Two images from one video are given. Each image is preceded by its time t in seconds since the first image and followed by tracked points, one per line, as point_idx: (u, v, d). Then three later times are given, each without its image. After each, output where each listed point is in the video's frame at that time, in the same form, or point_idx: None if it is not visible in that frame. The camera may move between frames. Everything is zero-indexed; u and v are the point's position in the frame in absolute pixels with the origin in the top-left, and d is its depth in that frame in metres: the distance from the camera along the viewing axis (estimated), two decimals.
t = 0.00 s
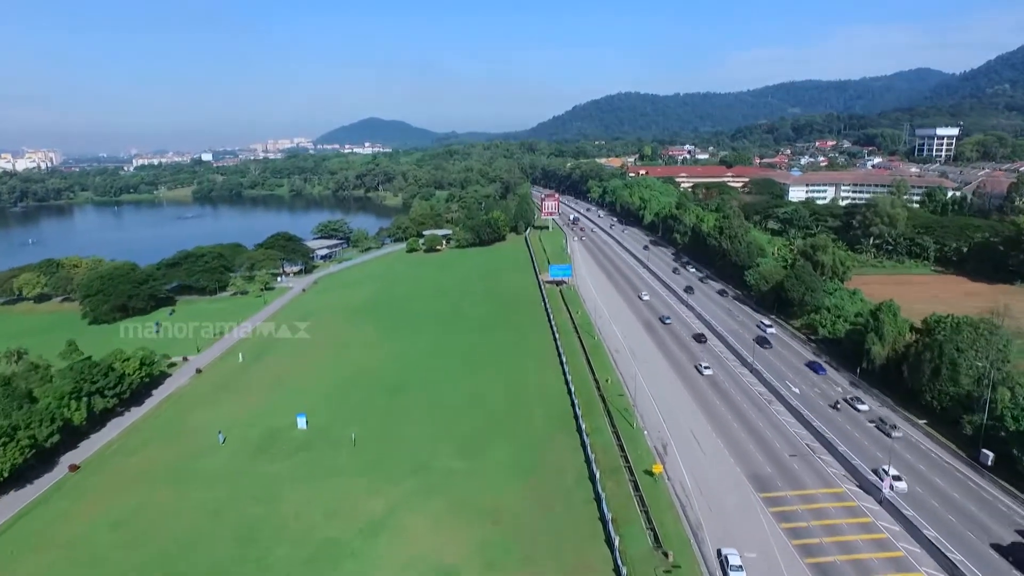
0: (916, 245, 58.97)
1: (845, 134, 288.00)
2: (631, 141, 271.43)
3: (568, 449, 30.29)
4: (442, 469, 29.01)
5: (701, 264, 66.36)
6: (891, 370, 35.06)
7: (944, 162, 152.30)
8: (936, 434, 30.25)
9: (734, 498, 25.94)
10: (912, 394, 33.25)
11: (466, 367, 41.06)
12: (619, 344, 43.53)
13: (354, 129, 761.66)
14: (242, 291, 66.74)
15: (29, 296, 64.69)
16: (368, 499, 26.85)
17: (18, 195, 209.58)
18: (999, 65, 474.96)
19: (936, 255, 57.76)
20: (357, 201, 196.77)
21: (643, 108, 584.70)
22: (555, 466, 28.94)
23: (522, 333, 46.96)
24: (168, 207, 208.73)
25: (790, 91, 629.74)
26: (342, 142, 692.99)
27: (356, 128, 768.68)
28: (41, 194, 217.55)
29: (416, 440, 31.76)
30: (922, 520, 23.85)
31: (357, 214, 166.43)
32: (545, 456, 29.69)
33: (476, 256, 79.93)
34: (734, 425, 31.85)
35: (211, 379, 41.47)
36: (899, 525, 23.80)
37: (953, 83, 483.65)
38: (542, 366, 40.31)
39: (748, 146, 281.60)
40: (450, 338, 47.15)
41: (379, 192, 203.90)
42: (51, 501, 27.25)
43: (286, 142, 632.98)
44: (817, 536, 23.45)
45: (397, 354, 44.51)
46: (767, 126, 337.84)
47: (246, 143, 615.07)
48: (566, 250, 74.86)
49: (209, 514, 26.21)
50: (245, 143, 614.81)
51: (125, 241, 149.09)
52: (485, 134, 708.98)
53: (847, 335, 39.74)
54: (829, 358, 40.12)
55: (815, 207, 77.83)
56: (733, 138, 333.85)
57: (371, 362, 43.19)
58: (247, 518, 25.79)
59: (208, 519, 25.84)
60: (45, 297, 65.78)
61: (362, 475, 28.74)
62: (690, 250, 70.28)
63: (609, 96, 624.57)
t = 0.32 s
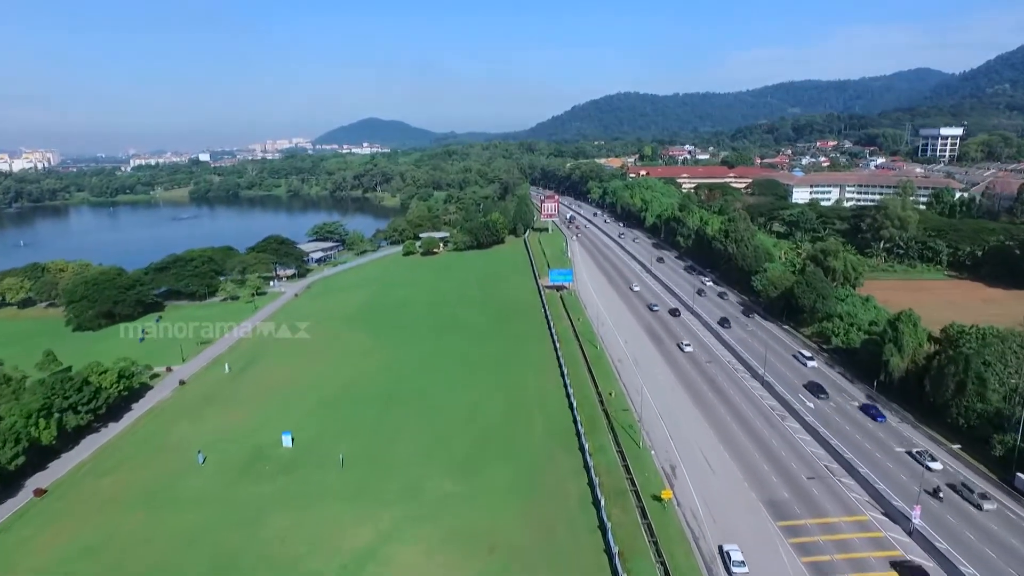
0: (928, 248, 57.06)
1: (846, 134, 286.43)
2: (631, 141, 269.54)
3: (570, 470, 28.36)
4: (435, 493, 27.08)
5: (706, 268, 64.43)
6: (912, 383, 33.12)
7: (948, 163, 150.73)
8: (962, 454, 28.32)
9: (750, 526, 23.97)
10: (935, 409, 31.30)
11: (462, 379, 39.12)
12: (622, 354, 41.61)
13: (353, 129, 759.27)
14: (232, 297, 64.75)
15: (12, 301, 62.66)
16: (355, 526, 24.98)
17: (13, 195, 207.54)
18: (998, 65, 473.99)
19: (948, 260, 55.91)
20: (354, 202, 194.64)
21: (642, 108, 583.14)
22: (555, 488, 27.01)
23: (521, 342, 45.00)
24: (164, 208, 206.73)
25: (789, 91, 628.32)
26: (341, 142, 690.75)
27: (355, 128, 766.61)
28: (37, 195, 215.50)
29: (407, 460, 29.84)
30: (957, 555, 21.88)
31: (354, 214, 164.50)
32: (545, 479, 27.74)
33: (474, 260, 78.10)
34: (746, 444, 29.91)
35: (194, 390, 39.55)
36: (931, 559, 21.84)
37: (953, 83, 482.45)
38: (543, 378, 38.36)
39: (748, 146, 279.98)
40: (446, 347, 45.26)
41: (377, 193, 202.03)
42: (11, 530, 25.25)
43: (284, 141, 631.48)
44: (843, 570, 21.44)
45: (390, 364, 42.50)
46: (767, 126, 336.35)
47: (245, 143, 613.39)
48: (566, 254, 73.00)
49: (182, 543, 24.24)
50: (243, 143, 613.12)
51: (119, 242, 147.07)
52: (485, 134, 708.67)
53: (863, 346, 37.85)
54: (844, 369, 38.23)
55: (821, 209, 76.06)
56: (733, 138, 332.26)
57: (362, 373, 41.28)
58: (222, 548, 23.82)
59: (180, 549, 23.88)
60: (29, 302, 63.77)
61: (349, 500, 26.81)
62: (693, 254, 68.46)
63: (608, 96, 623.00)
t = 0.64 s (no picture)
0: (940, 251, 55.12)
1: (847, 134, 284.80)
2: (630, 141, 267.42)
3: (571, 495, 26.41)
4: (427, 521, 25.12)
5: (711, 272, 62.47)
6: (935, 397, 31.13)
7: (952, 163, 148.95)
8: (995, 477, 26.33)
9: (769, 560, 21.99)
10: (962, 427, 29.34)
11: (458, 392, 37.20)
12: (627, 364, 39.67)
13: (352, 129, 756.94)
14: (222, 302, 62.78)
15: None
16: (340, 558, 23.04)
17: (7, 196, 205.27)
18: (998, 64, 472.73)
19: (963, 264, 53.97)
20: (351, 202, 192.68)
21: (642, 108, 581.32)
22: (556, 516, 25.06)
23: (519, 352, 43.02)
24: (159, 209, 204.49)
25: (789, 91, 626.64)
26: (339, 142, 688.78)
27: (353, 128, 764.26)
28: (31, 196, 213.21)
29: (399, 484, 27.93)
30: None
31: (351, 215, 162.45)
32: (546, 505, 25.79)
33: (472, 263, 76.27)
34: (761, 465, 27.97)
35: (176, 404, 37.60)
36: None
37: (953, 82, 481.05)
38: (542, 391, 36.47)
39: (748, 146, 278.08)
40: (441, 357, 43.35)
41: (374, 193, 199.99)
42: None
43: (283, 141, 630.51)
44: None
45: (382, 376, 40.52)
46: (767, 125, 334.55)
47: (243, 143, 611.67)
48: (566, 257, 71.05)
49: None
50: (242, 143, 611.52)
51: (113, 244, 144.95)
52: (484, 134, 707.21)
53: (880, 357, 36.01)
54: (859, 381, 36.36)
55: (827, 210, 74.29)
56: (733, 138, 330.43)
57: (353, 385, 39.38)
58: None
59: None
60: (12, 307, 61.75)
61: (334, 528, 24.87)
62: (697, 257, 66.67)
63: (607, 96, 621.22)
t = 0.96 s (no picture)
0: (955, 254, 53.18)
1: (848, 134, 283.02)
2: (630, 141, 265.17)
3: (574, 524, 24.48)
4: (419, 553, 23.18)
5: (716, 276, 60.50)
6: (961, 414, 29.14)
7: (957, 163, 147.17)
8: None
9: None
10: (992, 447, 27.34)
11: (453, 407, 35.23)
12: (631, 376, 37.66)
13: (351, 129, 754.61)
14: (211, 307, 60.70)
15: None
16: None
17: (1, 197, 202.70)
18: (998, 64, 471.38)
19: (978, 268, 52.00)
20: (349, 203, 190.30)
21: (641, 108, 579.33)
22: (558, 548, 23.09)
23: (518, 364, 41.01)
24: (155, 210, 202.01)
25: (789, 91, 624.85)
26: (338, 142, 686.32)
27: (352, 128, 761.66)
28: (26, 197, 210.60)
29: (388, 511, 25.98)
30: None
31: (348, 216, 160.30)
32: (547, 536, 23.83)
33: (469, 266, 74.36)
34: (778, 489, 25.98)
35: (155, 419, 35.56)
36: None
37: (953, 82, 479.59)
38: (542, 407, 34.50)
39: (749, 146, 276.16)
40: (436, 368, 41.36)
41: (372, 194, 197.83)
42: None
43: (281, 141, 628.72)
44: None
45: (374, 389, 38.53)
46: (767, 125, 332.61)
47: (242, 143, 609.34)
48: (567, 260, 69.10)
49: None
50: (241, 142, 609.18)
51: (106, 245, 142.56)
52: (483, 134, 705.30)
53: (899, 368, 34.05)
54: (877, 394, 34.40)
55: (835, 211, 72.42)
56: (733, 138, 328.49)
57: (343, 399, 37.38)
58: None
59: None
60: None
61: (317, 562, 22.91)
62: (701, 261, 64.82)
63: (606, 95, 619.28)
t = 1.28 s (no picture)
0: (970, 258, 51.06)
1: (849, 134, 281.42)
2: (630, 141, 263.22)
3: (576, 556, 22.51)
4: None
5: (723, 280, 58.53)
6: (991, 433, 27.16)
7: (962, 163, 145.45)
8: None
9: None
10: None
11: (448, 423, 33.35)
12: (636, 389, 35.74)
13: (350, 129, 752.80)
14: (199, 313, 58.72)
15: None
16: None
17: None
18: (999, 63, 470.04)
19: (994, 272, 50.00)
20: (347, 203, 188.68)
21: (641, 108, 577.59)
22: None
23: (516, 375, 39.05)
24: (152, 211, 200.01)
25: (789, 91, 623.09)
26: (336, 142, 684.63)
27: (351, 129, 759.80)
28: (22, 198, 208.45)
29: (375, 540, 24.04)
30: None
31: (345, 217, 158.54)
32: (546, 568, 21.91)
33: (467, 269, 72.52)
34: (796, 517, 23.98)
35: (133, 435, 33.59)
36: None
37: (954, 82, 478.01)
38: (542, 422, 32.57)
39: (750, 146, 274.36)
40: (430, 379, 39.46)
41: (370, 194, 196.00)
42: None
43: (280, 141, 628.14)
44: None
45: (365, 403, 36.55)
46: (767, 125, 331.09)
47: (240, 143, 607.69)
48: (567, 263, 67.14)
49: None
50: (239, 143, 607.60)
51: (100, 246, 140.57)
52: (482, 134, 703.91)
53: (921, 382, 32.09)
54: (897, 408, 32.47)
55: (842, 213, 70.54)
56: (733, 138, 326.92)
57: (332, 413, 35.46)
58: None
59: None
60: None
61: None
62: (705, 264, 62.97)
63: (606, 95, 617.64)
